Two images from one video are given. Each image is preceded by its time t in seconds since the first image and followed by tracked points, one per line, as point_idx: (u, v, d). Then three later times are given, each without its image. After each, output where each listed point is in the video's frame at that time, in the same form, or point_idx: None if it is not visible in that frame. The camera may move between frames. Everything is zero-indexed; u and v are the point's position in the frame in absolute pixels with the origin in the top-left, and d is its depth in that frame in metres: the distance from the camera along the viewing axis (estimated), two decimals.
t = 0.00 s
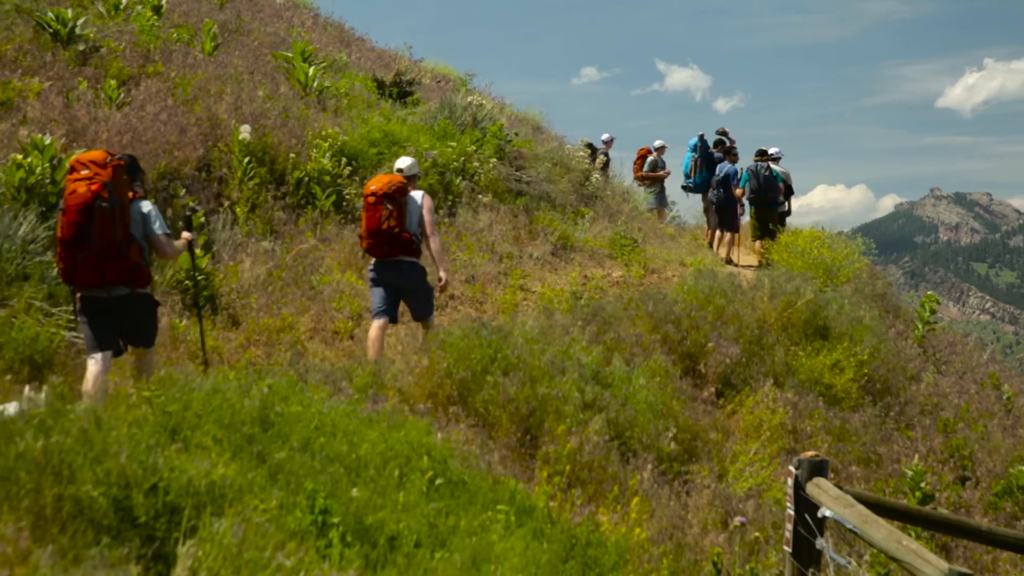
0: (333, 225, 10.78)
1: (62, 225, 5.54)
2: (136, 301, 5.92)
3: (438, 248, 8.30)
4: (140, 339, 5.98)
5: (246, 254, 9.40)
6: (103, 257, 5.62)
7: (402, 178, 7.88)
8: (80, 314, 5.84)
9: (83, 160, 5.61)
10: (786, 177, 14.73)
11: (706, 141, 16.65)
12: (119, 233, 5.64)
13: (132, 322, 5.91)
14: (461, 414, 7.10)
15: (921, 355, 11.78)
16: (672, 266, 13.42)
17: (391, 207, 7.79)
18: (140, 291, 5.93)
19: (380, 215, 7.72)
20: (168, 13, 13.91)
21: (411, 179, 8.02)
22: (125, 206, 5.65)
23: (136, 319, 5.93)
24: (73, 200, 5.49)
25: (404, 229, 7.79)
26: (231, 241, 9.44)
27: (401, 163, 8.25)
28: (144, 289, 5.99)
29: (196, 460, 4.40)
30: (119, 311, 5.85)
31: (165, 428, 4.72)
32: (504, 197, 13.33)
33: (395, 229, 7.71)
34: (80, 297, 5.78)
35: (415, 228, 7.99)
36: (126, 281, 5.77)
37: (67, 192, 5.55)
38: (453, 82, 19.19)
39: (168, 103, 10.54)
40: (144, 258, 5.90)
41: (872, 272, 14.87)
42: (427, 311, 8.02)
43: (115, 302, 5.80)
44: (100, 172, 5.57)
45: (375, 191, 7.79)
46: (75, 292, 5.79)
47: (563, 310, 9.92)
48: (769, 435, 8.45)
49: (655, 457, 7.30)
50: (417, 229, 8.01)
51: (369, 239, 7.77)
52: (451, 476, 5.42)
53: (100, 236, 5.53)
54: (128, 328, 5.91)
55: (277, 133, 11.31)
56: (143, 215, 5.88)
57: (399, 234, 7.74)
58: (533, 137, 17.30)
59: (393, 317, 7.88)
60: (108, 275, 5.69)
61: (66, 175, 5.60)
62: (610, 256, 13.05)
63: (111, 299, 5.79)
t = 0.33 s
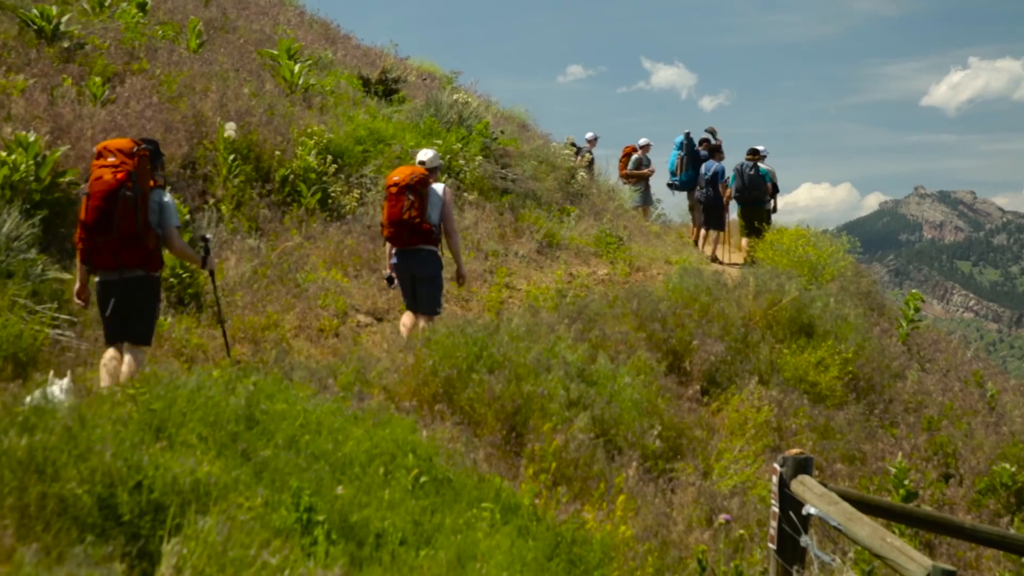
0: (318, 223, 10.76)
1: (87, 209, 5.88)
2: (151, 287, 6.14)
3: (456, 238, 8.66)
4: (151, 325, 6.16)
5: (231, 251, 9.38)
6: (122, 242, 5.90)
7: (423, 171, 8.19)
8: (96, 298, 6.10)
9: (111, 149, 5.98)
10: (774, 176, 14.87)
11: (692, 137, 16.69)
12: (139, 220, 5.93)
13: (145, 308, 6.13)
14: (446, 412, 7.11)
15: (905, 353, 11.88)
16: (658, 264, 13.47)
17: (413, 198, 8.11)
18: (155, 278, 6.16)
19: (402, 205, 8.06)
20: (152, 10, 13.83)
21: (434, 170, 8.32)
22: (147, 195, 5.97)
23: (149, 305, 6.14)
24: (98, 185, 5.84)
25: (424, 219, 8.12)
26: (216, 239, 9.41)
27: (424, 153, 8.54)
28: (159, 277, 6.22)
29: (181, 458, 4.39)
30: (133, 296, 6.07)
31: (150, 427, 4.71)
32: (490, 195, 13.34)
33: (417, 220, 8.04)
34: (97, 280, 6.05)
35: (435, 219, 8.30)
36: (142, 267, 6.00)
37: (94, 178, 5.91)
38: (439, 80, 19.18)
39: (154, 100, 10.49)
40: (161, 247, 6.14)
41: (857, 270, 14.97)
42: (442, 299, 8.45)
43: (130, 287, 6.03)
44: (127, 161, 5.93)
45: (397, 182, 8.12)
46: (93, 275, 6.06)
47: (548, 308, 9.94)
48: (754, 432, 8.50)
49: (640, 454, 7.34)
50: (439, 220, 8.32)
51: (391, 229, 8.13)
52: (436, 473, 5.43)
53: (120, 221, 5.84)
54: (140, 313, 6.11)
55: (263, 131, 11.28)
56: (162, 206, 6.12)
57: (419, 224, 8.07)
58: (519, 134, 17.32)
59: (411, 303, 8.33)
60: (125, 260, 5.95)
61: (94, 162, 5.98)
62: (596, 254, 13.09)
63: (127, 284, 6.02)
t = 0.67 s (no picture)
0: (294, 220, 10.70)
1: (90, 217, 5.94)
2: (150, 295, 6.22)
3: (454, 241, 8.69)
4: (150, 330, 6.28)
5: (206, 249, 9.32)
6: (122, 252, 5.97)
7: (431, 178, 8.17)
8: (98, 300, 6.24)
9: (117, 159, 5.98)
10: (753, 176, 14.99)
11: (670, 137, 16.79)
12: (140, 230, 5.98)
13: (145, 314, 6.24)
14: (422, 411, 7.11)
15: (879, 352, 12.04)
16: (634, 262, 13.54)
17: (422, 204, 8.09)
18: (155, 286, 6.23)
19: (411, 211, 8.03)
20: (128, 6, 13.69)
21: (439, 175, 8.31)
22: (150, 207, 6.00)
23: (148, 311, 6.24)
24: (102, 195, 5.88)
25: (432, 225, 8.12)
26: (191, 236, 9.35)
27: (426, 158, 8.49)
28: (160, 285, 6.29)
29: (156, 456, 4.37)
30: (133, 302, 6.17)
31: (125, 425, 4.68)
32: (467, 193, 13.34)
33: (426, 225, 8.04)
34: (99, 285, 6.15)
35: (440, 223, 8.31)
36: (142, 276, 6.08)
37: (98, 187, 5.93)
38: (416, 78, 19.15)
39: (129, 97, 10.40)
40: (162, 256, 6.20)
41: (832, 269, 15.14)
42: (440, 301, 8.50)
43: (130, 294, 6.13)
44: (132, 172, 5.94)
45: (406, 188, 8.08)
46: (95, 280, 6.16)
47: (525, 306, 9.97)
48: (729, 431, 8.59)
49: (615, 453, 7.39)
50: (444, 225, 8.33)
51: (399, 233, 8.09)
52: (412, 472, 5.44)
53: (121, 232, 5.90)
54: (140, 319, 6.24)
55: (239, 128, 11.21)
56: (166, 216, 6.27)
57: (428, 230, 8.07)
58: (496, 133, 17.34)
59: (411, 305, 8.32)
60: (125, 268, 6.02)
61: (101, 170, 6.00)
62: (572, 253, 13.14)
63: (127, 290, 6.12)
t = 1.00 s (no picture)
0: (262, 221, 10.64)
1: (84, 210, 6.45)
2: (150, 280, 6.66)
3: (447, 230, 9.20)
4: (156, 314, 6.70)
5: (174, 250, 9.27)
6: (117, 239, 6.45)
7: (419, 169, 8.71)
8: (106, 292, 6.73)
9: (104, 152, 6.51)
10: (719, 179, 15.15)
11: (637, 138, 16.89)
12: (132, 217, 6.47)
13: (149, 297, 6.68)
14: (390, 412, 7.14)
15: (845, 354, 12.24)
16: (601, 264, 13.64)
17: (410, 194, 8.66)
18: (155, 270, 6.68)
19: (400, 202, 8.60)
20: (93, 4, 13.50)
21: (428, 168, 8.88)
22: (140, 193, 6.49)
23: (151, 295, 6.68)
24: (93, 187, 6.42)
25: (420, 215, 8.65)
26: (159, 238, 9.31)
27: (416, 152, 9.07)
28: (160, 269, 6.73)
29: (122, 458, 4.34)
30: (137, 287, 6.63)
31: (91, 426, 4.65)
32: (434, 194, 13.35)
33: (415, 215, 8.57)
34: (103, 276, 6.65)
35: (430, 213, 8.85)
36: (139, 260, 6.53)
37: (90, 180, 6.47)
38: (383, 79, 19.11)
39: (95, 97, 10.28)
40: (157, 241, 6.65)
41: (798, 270, 15.35)
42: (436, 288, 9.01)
43: (130, 280, 6.58)
44: (118, 161, 6.46)
45: (395, 180, 8.66)
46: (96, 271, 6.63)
47: (492, 307, 9.99)
48: (696, 432, 8.70)
49: (583, 454, 7.46)
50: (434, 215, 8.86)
51: (389, 224, 8.65)
52: (380, 473, 5.45)
53: (113, 219, 6.40)
54: (145, 303, 6.67)
55: (206, 128, 11.14)
56: (159, 201, 6.63)
57: (416, 219, 8.60)
58: (463, 134, 17.37)
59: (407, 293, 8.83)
60: (123, 255, 6.49)
61: (92, 166, 6.55)
62: (540, 254, 13.20)
63: (128, 276, 6.58)
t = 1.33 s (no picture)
0: (220, 220, 10.55)
1: (77, 221, 6.60)
2: (144, 288, 6.81)
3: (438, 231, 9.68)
4: (146, 322, 6.82)
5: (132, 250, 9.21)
6: (109, 249, 6.58)
7: (410, 172, 9.22)
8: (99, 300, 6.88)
9: (98, 164, 6.66)
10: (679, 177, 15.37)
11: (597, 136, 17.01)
12: (124, 227, 6.59)
13: (142, 305, 6.81)
14: (350, 411, 7.14)
15: (804, 351, 12.46)
16: (561, 262, 13.73)
17: (401, 196, 9.16)
18: (148, 278, 6.82)
19: (390, 203, 9.09)
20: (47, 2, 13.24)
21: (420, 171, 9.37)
22: (131, 204, 6.61)
23: (143, 304, 6.80)
24: (86, 199, 6.58)
25: (410, 216, 9.12)
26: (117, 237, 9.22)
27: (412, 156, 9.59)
28: (153, 278, 6.86)
29: (80, 459, 4.32)
30: (130, 295, 6.77)
31: (48, 427, 4.61)
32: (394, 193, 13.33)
33: (403, 216, 9.04)
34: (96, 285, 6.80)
35: (420, 215, 9.32)
36: (131, 269, 6.67)
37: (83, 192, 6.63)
38: (343, 78, 18.99)
39: (51, 95, 10.12)
40: (149, 251, 6.78)
41: (757, 268, 15.58)
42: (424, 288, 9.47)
43: (123, 289, 6.73)
44: (111, 174, 6.61)
45: (386, 181, 9.17)
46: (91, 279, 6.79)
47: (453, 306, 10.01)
48: (656, 429, 8.82)
49: (543, 452, 7.53)
50: (423, 217, 9.34)
51: (379, 224, 9.14)
52: (340, 472, 5.46)
53: (105, 231, 6.52)
54: (137, 312, 6.79)
55: (163, 127, 11.03)
56: (152, 211, 6.78)
57: (405, 220, 9.07)
58: (423, 133, 17.35)
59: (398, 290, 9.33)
60: (114, 264, 6.63)
61: (86, 178, 6.71)
62: (500, 252, 13.25)
63: (120, 285, 6.72)
